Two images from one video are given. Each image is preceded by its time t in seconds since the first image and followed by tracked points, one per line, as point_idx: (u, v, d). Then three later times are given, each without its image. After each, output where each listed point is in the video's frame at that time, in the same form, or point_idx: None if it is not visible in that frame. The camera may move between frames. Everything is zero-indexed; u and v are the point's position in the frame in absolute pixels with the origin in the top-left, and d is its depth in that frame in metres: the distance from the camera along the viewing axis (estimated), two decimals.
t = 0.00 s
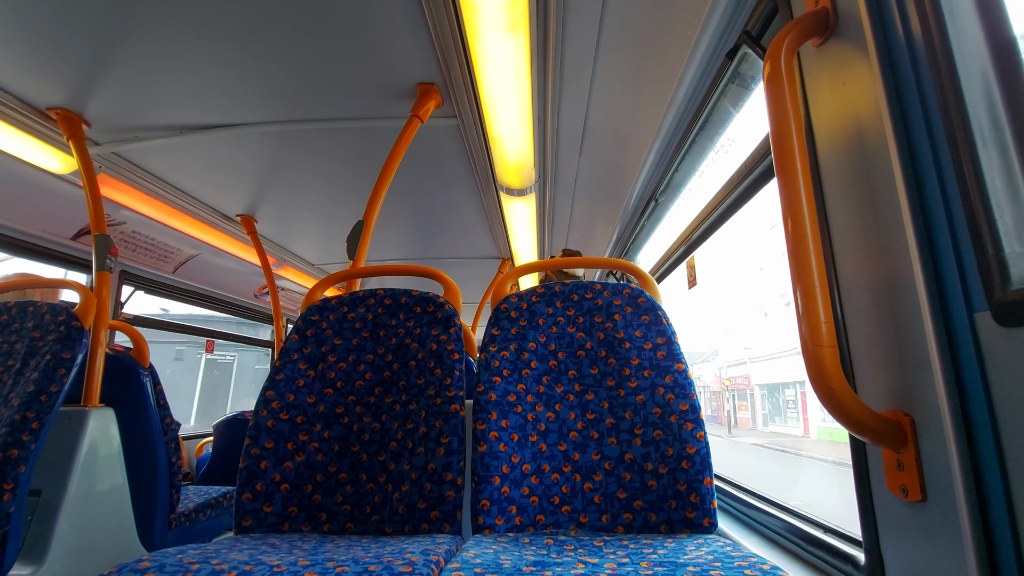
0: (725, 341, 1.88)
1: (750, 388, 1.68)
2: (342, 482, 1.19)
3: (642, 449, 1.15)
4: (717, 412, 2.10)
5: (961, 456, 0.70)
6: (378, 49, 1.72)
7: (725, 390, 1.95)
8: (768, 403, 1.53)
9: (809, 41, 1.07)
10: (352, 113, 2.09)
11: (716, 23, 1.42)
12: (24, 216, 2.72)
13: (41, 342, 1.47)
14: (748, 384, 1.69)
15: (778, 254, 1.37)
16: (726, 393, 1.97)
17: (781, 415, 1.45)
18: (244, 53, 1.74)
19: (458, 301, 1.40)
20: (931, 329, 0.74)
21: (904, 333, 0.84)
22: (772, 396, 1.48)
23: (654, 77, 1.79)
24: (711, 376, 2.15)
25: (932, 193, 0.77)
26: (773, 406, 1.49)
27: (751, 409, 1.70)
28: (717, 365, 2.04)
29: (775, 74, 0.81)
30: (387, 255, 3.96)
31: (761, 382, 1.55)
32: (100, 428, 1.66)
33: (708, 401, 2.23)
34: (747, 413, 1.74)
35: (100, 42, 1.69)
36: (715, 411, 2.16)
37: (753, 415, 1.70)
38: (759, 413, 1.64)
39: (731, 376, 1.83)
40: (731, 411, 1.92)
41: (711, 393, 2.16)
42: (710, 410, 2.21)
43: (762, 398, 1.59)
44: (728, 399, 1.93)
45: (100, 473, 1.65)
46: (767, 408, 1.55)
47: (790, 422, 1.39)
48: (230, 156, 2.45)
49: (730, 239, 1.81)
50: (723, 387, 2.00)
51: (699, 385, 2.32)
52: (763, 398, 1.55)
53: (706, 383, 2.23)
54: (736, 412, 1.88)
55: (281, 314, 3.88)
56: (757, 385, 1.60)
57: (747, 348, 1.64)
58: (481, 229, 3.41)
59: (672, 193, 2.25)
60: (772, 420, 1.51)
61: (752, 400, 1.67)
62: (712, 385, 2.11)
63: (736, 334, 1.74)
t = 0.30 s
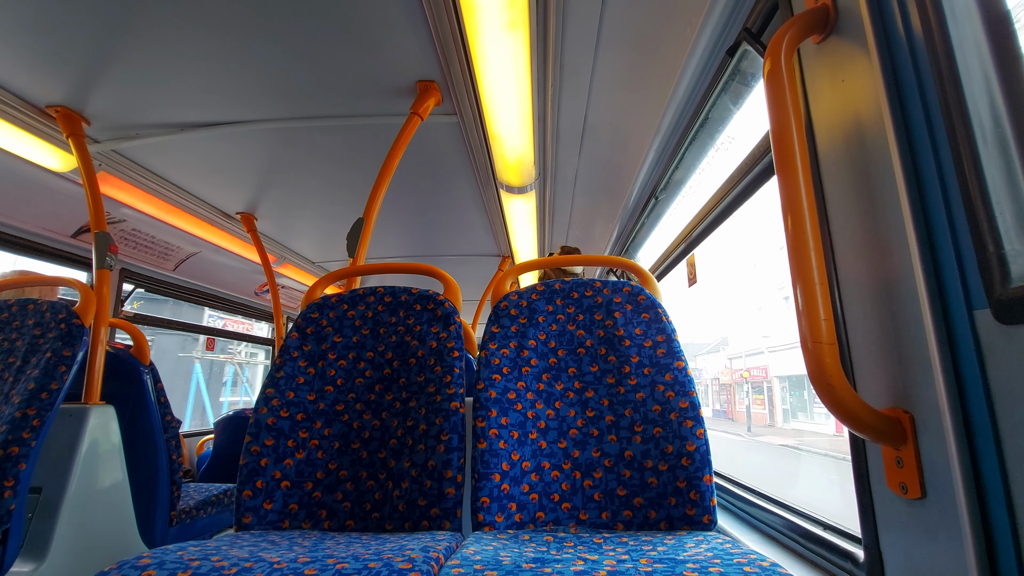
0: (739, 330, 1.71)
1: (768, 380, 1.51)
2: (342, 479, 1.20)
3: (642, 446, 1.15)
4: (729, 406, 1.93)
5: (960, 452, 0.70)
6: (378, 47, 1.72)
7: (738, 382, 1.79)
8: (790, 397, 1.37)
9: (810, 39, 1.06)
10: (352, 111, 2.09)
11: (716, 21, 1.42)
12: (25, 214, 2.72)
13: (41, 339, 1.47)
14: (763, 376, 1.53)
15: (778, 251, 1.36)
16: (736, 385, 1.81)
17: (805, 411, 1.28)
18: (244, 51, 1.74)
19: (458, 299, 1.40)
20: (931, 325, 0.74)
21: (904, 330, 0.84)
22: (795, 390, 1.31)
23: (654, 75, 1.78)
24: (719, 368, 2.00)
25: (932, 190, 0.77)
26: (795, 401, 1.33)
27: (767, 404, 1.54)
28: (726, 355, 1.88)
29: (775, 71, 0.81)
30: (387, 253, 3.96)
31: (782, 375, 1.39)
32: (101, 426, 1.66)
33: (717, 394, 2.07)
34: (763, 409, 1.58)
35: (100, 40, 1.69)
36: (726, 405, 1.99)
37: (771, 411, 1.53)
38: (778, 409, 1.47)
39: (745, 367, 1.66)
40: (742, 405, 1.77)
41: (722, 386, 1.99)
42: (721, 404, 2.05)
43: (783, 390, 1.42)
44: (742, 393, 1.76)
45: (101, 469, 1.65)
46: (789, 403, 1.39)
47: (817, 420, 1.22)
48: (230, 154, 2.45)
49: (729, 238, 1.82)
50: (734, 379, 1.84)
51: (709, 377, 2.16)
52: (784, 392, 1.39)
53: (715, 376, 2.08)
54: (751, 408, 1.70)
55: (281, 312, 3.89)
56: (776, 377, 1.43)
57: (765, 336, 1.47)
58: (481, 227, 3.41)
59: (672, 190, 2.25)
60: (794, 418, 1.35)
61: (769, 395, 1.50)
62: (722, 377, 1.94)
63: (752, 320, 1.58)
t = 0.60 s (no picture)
0: (755, 321, 1.56)
1: (791, 375, 1.35)
2: (343, 478, 1.20)
3: (642, 445, 1.15)
4: (744, 402, 1.78)
5: (963, 452, 0.70)
6: (378, 46, 1.71)
7: (754, 377, 1.64)
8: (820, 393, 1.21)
9: (811, 38, 1.06)
10: (352, 110, 2.09)
11: (717, 19, 1.42)
12: (25, 213, 2.73)
13: (42, 339, 1.47)
14: (785, 370, 1.37)
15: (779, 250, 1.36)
16: (752, 380, 1.66)
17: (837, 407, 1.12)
18: (243, 50, 1.74)
19: (458, 298, 1.40)
20: (933, 324, 0.74)
21: (905, 330, 0.84)
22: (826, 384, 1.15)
23: (655, 74, 1.78)
24: (731, 362, 1.84)
25: (934, 188, 0.77)
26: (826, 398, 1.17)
27: (790, 401, 1.39)
28: (740, 347, 1.73)
29: (775, 70, 0.81)
30: (388, 252, 3.97)
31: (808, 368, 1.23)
32: (102, 425, 1.66)
33: (730, 390, 1.92)
34: (783, 406, 1.43)
35: (99, 40, 1.69)
36: (740, 401, 1.83)
37: (795, 408, 1.37)
38: (803, 407, 1.32)
39: (763, 360, 1.51)
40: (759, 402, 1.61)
41: (734, 380, 1.84)
42: (735, 400, 1.89)
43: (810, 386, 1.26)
44: (758, 389, 1.60)
45: (102, 468, 1.66)
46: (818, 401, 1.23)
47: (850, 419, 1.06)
48: (230, 153, 2.45)
49: (728, 239, 1.83)
50: (748, 374, 1.69)
51: (720, 370, 2.01)
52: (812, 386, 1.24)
53: (726, 370, 1.93)
54: (769, 406, 1.54)
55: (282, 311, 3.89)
56: (802, 372, 1.27)
57: (787, 325, 1.32)
58: (481, 227, 3.41)
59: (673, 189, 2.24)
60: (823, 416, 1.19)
61: (793, 391, 1.35)
62: (736, 372, 1.79)
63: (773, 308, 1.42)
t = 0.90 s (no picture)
0: (779, 310, 1.41)
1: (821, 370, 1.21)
2: (346, 472, 1.19)
3: (647, 440, 1.14)
4: (763, 401, 1.62)
5: (974, 446, 0.69)
6: (381, 39, 1.70)
7: (775, 373, 1.49)
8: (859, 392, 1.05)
9: (820, 26, 1.05)
10: (355, 104, 2.08)
11: (723, 8, 1.40)
12: (29, 209, 2.73)
13: (46, 333, 1.47)
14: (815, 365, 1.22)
15: (786, 243, 1.34)
16: (772, 376, 1.51)
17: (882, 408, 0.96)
18: (245, 44, 1.73)
19: (461, 293, 1.39)
20: (945, 316, 0.73)
21: (916, 323, 0.82)
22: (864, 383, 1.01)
23: (660, 66, 1.76)
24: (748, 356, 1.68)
25: (946, 179, 0.75)
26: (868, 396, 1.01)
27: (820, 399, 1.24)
28: (759, 339, 1.57)
29: (784, 58, 0.79)
30: (392, 247, 3.96)
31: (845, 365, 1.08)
32: (106, 419, 1.67)
33: (744, 386, 1.76)
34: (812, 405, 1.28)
35: (101, 33, 1.69)
36: (758, 399, 1.67)
37: (826, 409, 1.20)
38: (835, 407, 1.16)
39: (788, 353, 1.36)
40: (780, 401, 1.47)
41: (750, 375, 1.68)
42: (750, 397, 1.73)
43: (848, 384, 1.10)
44: (780, 386, 1.45)
45: (105, 462, 1.66)
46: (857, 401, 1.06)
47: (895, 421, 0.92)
48: (233, 148, 2.45)
49: (733, 232, 1.82)
50: (768, 369, 1.53)
51: (733, 365, 1.85)
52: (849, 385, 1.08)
53: (741, 364, 1.77)
54: (793, 405, 1.39)
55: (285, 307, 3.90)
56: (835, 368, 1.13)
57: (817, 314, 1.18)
58: (485, 222, 3.40)
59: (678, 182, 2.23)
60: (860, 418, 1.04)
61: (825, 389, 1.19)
62: (753, 367, 1.63)
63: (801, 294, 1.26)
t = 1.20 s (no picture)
0: (809, 302, 1.22)
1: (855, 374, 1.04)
2: (352, 467, 1.20)
3: (652, 436, 1.14)
4: (791, 406, 1.45)
5: (982, 443, 0.69)
6: (385, 34, 1.69)
7: (806, 374, 1.31)
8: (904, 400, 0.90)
9: (829, 20, 1.04)
10: (359, 99, 2.07)
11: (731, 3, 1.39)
12: (35, 204, 2.74)
13: (53, 328, 1.48)
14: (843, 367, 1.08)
15: (794, 238, 1.34)
16: (803, 378, 1.34)
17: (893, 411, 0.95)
18: (250, 39, 1.72)
19: (466, 289, 1.39)
20: (955, 313, 0.72)
21: (925, 320, 0.82)
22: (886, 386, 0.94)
23: (666, 60, 1.75)
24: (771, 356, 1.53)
25: (957, 174, 0.75)
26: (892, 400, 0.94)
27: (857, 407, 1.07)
28: (786, 337, 1.41)
29: (793, 53, 0.79)
30: (395, 243, 3.97)
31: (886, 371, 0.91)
32: (113, 413, 1.68)
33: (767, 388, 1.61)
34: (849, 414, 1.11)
35: (106, 29, 1.69)
36: (783, 403, 1.51)
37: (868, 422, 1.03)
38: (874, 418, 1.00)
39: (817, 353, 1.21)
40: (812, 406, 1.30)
41: (775, 376, 1.51)
42: (775, 401, 1.57)
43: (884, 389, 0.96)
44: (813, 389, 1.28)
45: (112, 456, 1.67)
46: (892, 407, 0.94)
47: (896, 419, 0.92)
48: (237, 143, 2.45)
49: (738, 228, 1.82)
50: (797, 370, 1.36)
51: (755, 364, 1.69)
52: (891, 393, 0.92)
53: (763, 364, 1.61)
54: (829, 412, 1.22)
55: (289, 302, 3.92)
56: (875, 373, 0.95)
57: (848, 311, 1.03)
58: (488, 217, 3.39)
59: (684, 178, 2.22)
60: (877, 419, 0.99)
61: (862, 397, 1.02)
62: (781, 367, 1.45)
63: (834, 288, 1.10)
